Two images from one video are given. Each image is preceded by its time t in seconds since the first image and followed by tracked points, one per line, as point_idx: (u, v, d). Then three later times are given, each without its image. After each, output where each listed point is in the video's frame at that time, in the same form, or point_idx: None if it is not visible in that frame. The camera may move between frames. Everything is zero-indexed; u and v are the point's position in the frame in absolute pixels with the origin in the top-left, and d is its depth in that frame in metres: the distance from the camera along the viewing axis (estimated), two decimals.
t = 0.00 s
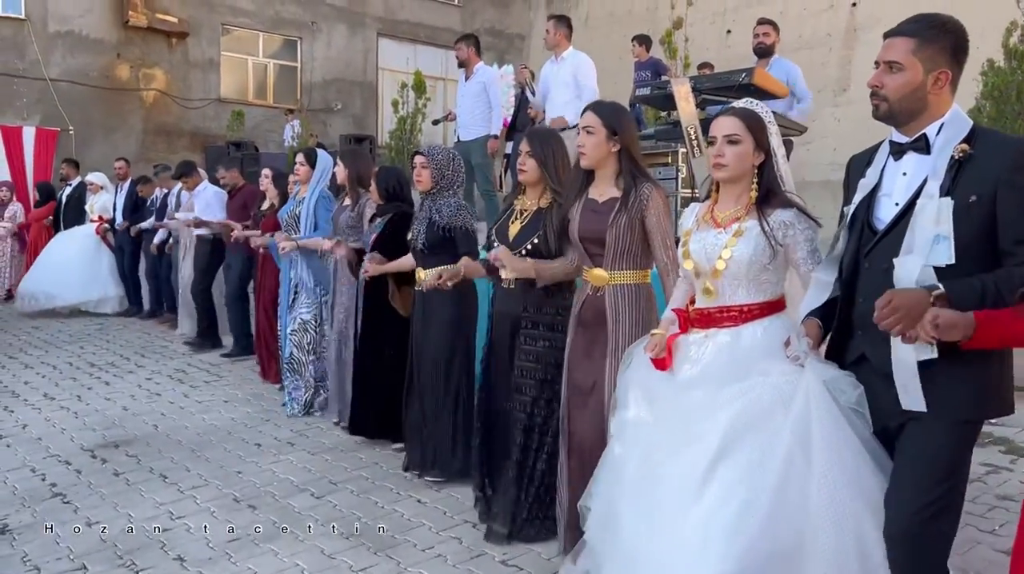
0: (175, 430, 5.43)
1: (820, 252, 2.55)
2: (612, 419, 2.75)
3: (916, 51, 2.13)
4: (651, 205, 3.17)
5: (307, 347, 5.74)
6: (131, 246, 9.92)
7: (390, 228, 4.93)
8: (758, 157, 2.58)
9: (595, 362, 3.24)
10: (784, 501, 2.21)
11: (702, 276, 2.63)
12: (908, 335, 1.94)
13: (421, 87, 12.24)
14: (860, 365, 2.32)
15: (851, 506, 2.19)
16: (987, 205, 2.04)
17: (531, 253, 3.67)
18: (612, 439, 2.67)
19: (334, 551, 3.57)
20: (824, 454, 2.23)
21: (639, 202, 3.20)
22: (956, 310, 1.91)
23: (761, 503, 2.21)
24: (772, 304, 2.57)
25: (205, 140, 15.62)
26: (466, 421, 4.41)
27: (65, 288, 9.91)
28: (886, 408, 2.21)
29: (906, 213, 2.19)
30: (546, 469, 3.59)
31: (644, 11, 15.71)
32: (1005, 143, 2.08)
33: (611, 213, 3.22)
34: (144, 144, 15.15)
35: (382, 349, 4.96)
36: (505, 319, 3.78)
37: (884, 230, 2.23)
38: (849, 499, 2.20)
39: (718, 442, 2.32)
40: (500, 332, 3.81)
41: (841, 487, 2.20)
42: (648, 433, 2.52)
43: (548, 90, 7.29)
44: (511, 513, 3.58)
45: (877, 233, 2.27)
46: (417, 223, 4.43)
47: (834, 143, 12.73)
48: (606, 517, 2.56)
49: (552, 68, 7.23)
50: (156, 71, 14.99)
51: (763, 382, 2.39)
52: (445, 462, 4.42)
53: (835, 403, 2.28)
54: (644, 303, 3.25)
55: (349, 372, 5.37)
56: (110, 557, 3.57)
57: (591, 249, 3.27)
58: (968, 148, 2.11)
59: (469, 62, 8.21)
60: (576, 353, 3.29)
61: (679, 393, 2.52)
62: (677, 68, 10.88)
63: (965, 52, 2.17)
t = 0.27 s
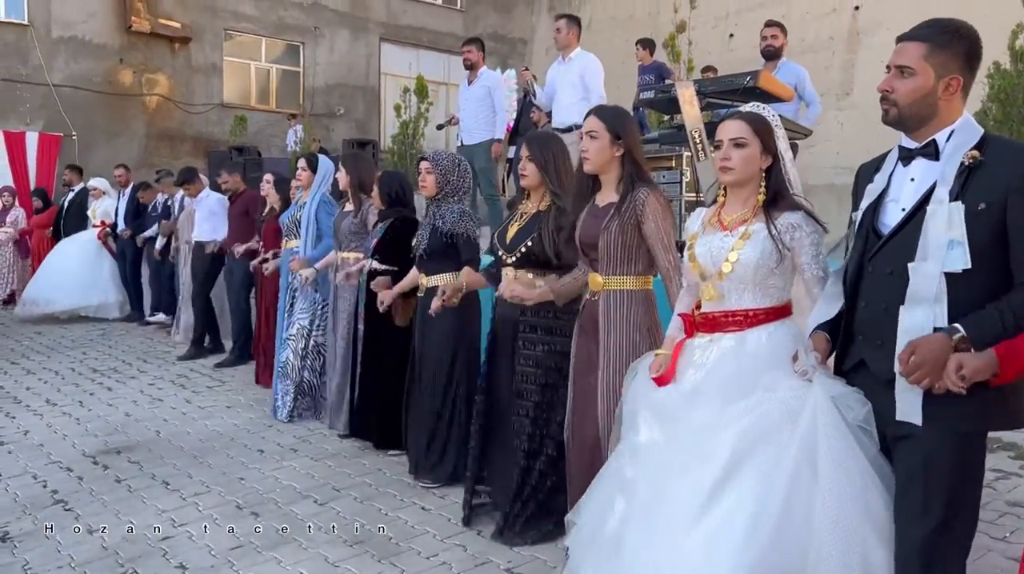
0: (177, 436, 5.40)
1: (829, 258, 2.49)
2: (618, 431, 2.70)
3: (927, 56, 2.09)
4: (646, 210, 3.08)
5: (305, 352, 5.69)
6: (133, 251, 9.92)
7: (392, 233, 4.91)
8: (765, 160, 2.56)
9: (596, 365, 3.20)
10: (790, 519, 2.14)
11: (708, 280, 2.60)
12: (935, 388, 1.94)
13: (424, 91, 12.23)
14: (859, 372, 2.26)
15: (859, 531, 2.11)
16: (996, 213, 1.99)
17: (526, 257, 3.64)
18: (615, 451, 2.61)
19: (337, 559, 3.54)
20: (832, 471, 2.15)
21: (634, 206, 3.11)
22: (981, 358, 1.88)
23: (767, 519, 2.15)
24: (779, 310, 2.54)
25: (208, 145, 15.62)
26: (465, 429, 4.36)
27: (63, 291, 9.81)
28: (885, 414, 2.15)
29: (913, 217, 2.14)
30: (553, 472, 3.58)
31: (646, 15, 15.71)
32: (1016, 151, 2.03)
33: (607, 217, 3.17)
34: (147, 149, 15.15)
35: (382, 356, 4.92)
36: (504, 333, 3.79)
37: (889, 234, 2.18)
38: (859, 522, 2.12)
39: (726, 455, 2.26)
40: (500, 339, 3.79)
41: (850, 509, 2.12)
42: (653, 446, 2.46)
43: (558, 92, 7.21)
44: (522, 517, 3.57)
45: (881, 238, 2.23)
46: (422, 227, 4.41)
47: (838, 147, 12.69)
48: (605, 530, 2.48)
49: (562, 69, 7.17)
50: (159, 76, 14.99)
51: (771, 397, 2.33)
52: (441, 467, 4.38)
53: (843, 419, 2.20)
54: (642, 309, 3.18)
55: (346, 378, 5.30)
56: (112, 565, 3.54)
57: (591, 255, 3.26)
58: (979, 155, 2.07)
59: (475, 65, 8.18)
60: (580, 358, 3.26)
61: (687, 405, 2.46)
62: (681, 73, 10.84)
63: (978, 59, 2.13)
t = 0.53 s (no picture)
0: (180, 441, 5.39)
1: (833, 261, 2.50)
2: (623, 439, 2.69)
3: (930, 59, 2.08)
4: (654, 214, 3.09)
5: (307, 357, 5.69)
6: (134, 256, 9.92)
7: (392, 237, 4.88)
8: (769, 165, 2.55)
9: (604, 371, 3.18)
10: (794, 527, 2.13)
11: (712, 285, 2.59)
12: (936, 400, 1.93)
13: (425, 95, 12.23)
14: (867, 377, 2.24)
15: (861, 542, 2.10)
16: (1000, 217, 1.99)
17: (525, 260, 3.65)
18: (622, 462, 2.60)
19: (342, 564, 3.53)
20: (833, 479, 2.14)
21: (642, 211, 3.12)
22: (980, 370, 1.87)
23: (771, 526, 2.13)
24: (784, 314, 2.53)
25: (208, 149, 15.63)
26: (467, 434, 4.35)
27: (64, 297, 9.81)
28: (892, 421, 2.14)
29: (917, 222, 2.13)
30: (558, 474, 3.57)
31: (647, 19, 15.72)
32: (1020, 154, 2.02)
33: (614, 221, 3.16)
34: (148, 154, 15.15)
35: (384, 361, 4.93)
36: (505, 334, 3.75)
37: (894, 239, 2.17)
38: (859, 530, 2.11)
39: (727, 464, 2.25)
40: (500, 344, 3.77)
41: (852, 518, 2.11)
42: (656, 455, 2.46)
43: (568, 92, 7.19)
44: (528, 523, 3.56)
45: (886, 242, 2.22)
46: (425, 231, 4.40)
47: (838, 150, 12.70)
48: (610, 538, 2.49)
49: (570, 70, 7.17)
50: (159, 81, 15.00)
51: (772, 406, 2.33)
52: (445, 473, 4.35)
53: (844, 430, 2.21)
54: (649, 312, 3.18)
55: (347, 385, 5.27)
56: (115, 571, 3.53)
57: (596, 259, 3.23)
58: (982, 159, 2.06)
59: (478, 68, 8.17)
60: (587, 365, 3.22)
61: (689, 413, 2.45)
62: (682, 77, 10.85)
63: (980, 63, 2.12)
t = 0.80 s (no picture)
0: (182, 444, 5.37)
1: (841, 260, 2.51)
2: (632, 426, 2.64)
3: (933, 56, 2.08)
4: (664, 213, 3.13)
5: (315, 359, 5.68)
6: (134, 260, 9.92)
7: (397, 239, 4.88)
8: (777, 165, 2.58)
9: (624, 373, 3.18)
10: (807, 509, 2.09)
11: (721, 284, 2.59)
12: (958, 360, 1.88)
13: (424, 98, 12.24)
14: (884, 377, 2.22)
15: (877, 526, 2.07)
16: (1011, 213, 1.99)
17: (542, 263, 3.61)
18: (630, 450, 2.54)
19: (347, 568, 3.51)
20: (851, 458, 2.12)
21: (654, 210, 3.15)
22: (1007, 331, 1.84)
23: (785, 509, 2.08)
24: (792, 312, 2.54)
25: (207, 153, 15.63)
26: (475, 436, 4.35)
27: (66, 301, 9.83)
28: (912, 421, 2.14)
29: (929, 219, 2.12)
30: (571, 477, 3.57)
31: (644, 21, 15.75)
32: None
33: (626, 222, 3.18)
34: (146, 157, 15.15)
35: (390, 363, 4.94)
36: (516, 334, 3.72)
37: (906, 237, 2.16)
38: (876, 517, 2.07)
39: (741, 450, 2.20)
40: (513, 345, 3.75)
41: (871, 507, 2.08)
42: (666, 439, 2.41)
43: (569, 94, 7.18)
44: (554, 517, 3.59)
45: (897, 241, 2.21)
46: (430, 233, 4.38)
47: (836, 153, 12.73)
48: (619, 529, 2.42)
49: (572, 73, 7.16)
50: (158, 84, 14.99)
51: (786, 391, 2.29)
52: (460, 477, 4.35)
53: (861, 414, 2.18)
54: (661, 311, 3.20)
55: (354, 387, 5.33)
56: None
57: (608, 258, 3.22)
58: (990, 155, 2.06)
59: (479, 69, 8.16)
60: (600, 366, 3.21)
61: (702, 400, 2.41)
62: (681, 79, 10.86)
63: (983, 58, 2.12)
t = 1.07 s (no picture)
0: (185, 448, 5.36)
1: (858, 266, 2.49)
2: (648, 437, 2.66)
3: (947, 58, 2.08)
4: (670, 216, 3.09)
5: (318, 362, 5.67)
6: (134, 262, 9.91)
7: (400, 242, 4.87)
8: (795, 166, 2.56)
9: (633, 376, 3.17)
10: (829, 522, 2.10)
11: (739, 285, 2.59)
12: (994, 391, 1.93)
13: (422, 100, 12.24)
14: (901, 383, 2.25)
15: (895, 534, 2.08)
16: None
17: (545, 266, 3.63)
18: (649, 461, 2.56)
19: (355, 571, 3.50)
20: (870, 470, 2.13)
21: (659, 212, 3.13)
22: None
23: (805, 523, 2.10)
24: (808, 315, 2.53)
25: (203, 155, 15.62)
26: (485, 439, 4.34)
27: (66, 304, 9.82)
28: (931, 426, 2.16)
29: (947, 221, 2.13)
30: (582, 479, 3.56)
31: (640, 23, 15.76)
32: None
33: (631, 224, 3.17)
34: (142, 159, 15.12)
35: (397, 366, 4.93)
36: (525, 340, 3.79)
37: (923, 240, 2.17)
38: (895, 528, 2.08)
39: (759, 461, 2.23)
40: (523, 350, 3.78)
41: (889, 515, 2.09)
42: (685, 451, 2.44)
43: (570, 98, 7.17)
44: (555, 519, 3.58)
45: (914, 245, 2.21)
46: (436, 236, 4.39)
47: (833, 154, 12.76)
48: (634, 539, 2.44)
49: (573, 77, 7.15)
50: (154, 87, 14.96)
51: (802, 402, 2.31)
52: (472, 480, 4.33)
53: (878, 423, 2.21)
54: (671, 313, 3.20)
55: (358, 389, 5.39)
56: None
57: (614, 262, 3.23)
58: (1006, 156, 2.08)
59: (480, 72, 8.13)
60: (608, 371, 3.21)
61: (719, 411, 2.43)
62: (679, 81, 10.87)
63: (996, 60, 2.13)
